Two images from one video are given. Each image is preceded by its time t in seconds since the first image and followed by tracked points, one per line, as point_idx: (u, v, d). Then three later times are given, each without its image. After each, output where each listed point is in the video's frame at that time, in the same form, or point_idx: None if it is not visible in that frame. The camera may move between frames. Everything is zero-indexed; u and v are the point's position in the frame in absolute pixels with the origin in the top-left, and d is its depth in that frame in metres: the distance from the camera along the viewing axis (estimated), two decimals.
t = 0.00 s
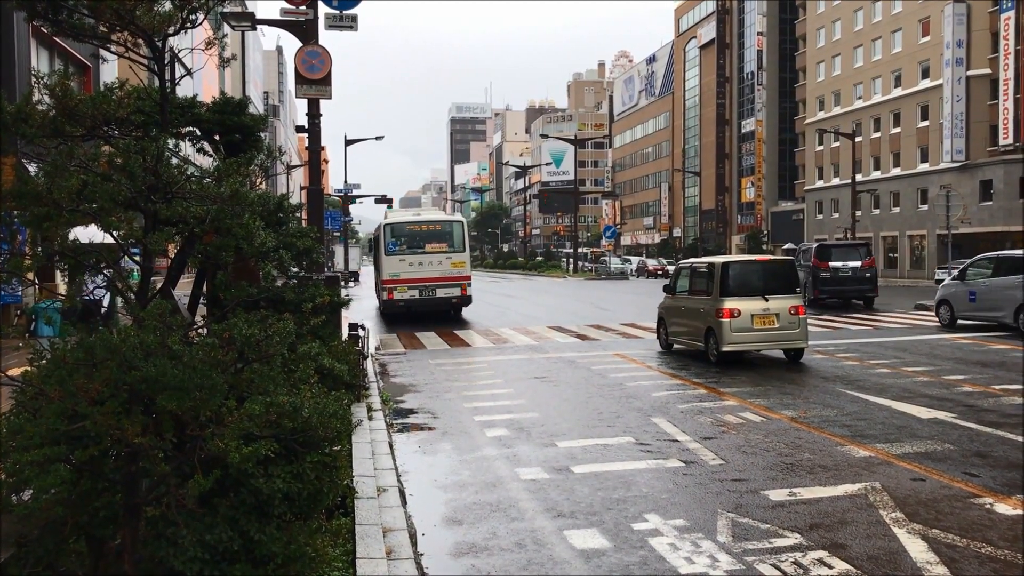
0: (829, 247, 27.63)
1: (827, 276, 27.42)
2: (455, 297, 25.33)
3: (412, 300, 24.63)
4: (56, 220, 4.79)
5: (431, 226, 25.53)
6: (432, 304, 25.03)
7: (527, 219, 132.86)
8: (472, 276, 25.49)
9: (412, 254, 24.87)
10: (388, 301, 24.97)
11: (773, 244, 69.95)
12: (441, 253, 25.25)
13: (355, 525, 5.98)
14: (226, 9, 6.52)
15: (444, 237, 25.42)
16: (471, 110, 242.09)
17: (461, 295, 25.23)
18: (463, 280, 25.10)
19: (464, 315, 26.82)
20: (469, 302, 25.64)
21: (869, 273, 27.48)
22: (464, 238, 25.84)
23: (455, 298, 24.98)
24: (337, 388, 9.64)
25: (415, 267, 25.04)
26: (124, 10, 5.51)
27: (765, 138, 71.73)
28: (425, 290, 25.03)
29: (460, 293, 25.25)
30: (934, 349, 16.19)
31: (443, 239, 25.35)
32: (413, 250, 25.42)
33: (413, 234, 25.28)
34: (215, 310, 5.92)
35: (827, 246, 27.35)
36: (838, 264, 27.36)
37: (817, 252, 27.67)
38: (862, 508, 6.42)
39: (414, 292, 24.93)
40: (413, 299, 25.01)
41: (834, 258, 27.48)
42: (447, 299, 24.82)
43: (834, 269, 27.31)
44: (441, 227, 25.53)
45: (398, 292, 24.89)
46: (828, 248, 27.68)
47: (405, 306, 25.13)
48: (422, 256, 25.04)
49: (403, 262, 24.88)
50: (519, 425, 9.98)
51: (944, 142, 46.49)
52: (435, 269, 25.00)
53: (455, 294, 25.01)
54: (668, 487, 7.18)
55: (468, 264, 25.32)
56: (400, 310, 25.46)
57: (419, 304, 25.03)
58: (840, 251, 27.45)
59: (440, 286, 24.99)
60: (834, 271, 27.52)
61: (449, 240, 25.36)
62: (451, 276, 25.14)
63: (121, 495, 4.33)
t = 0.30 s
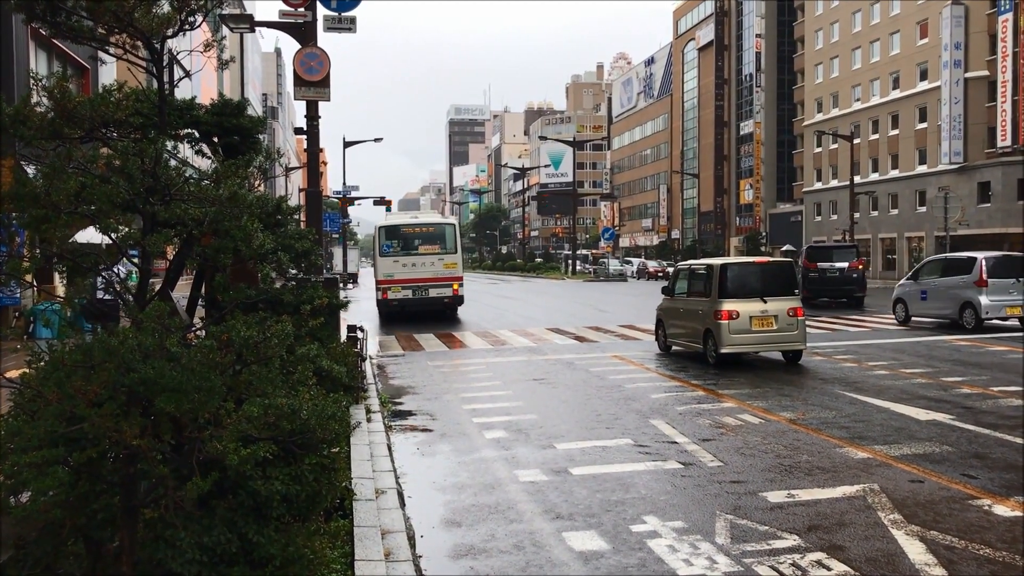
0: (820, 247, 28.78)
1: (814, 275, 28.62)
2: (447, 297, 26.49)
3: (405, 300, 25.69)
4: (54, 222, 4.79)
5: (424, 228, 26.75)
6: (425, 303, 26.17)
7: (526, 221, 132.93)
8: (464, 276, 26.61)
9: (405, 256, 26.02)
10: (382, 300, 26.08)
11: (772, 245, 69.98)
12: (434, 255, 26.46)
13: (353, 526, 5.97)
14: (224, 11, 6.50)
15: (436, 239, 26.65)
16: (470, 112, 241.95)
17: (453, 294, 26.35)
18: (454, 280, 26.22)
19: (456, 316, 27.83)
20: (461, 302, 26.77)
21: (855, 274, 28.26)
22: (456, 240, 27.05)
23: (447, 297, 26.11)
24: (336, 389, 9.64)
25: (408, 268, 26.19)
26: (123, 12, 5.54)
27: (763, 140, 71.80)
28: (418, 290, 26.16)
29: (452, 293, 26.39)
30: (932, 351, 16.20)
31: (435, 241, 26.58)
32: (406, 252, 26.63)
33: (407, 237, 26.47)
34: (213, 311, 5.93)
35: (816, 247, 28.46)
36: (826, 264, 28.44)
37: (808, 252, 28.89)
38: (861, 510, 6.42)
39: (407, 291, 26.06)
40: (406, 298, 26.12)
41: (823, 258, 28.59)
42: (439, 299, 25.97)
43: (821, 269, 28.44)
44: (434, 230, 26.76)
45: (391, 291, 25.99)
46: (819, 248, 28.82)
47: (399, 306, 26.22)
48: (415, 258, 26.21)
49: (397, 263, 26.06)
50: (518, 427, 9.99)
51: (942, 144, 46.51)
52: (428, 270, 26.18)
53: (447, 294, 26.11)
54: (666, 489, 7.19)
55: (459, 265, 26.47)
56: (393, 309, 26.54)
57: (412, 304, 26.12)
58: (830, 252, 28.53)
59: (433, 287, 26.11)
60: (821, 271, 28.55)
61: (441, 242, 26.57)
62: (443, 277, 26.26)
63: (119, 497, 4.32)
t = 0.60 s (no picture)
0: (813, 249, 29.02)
1: (808, 276, 28.89)
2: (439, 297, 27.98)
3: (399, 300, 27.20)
4: (52, 225, 4.80)
5: (417, 231, 28.26)
6: (418, 303, 27.65)
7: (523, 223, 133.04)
8: (455, 278, 28.07)
9: (399, 257, 27.54)
10: (377, 300, 27.61)
11: (770, 247, 70.02)
12: (426, 256, 27.98)
13: (351, 529, 5.96)
14: (222, 14, 6.49)
15: (429, 241, 28.15)
16: (468, 114, 241.98)
17: (445, 294, 27.85)
18: (446, 281, 27.71)
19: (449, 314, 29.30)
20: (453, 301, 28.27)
21: (849, 275, 28.30)
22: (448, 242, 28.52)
23: (439, 297, 27.61)
24: (334, 391, 9.63)
25: (401, 269, 27.74)
26: (121, 13, 5.55)
27: (761, 141, 71.89)
28: (411, 290, 27.66)
29: (444, 293, 27.89)
30: (930, 353, 16.24)
31: (428, 243, 28.08)
32: (400, 253, 28.17)
33: (401, 239, 28.05)
34: (211, 314, 5.94)
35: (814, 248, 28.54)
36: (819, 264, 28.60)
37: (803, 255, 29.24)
38: (858, 511, 6.43)
39: (401, 292, 27.58)
40: (400, 297, 27.68)
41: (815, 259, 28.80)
42: (431, 299, 27.44)
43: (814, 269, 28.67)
44: (427, 232, 28.27)
45: (386, 291, 27.55)
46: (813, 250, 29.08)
47: (393, 305, 27.74)
48: (408, 260, 27.74)
49: (391, 265, 27.58)
50: (516, 429, 9.98)
51: (939, 146, 46.58)
52: (420, 272, 27.71)
53: (439, 293, 27.60)
54: (664, 490, 7.19)
55: (450, 267, 27.94)
56: (388, 308, 28.06)
57: (405, 303, 27.64)
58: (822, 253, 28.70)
59: (425, 287, 27.60)
60: (815, 272, 28.79)
61: (434, 244, 28.08)
62: (435, 277, 27.76)
63: (116, 499, 4.32)
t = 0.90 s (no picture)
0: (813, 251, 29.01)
1: (807, 276, 28.89)
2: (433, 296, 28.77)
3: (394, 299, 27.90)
4: (51, 227, 4.81)
5: (412, 232, 28.72)
6: (412, 303, 28.43)
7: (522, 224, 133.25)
8: (449, 277, 28.81)
9: (394, 259, 28.22)
10: (373, 299, 28.39)
11: (768, 248, 70.10)
12: (421, 257, 28.60)
13: (350, 530, 5.97)
14: (221, 15, 6.50)
15: (423, 242, 28.69)
16: (466, 115, 241.90)
17: (439, 294, 28.64)
18: (440, 282, 28.46)
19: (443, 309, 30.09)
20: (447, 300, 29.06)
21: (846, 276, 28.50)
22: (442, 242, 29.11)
23: (434, 297, 28.43)
24: (333, 393, 9.64)
25: (397, 269, 28.47)
26: (120, 14, 5.55)
27: (759, 142, 71.95)
28: (406, 290, 28.41)
29: (438, 292, 28.67)
30: (928, 354, 16.29)
31: (422, 244, 28.64)
32: (395, 253, 28.76)
33: (396, 241, 28.58)
34: (210, 316, 5.95)
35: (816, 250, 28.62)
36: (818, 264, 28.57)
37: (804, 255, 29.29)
38: (856, 512, 6.44)
39: (396, 292, 28.32)
40: (395, 297, 28.39)
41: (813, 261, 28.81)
42: (426, 299, 28.26)
43: (813, 270, 28.66)
44: (421, 233, 28.74)
45: (382, 291, 28.31)
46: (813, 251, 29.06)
47: (388, 304, 28.53)
48: (404, 260, 28.42)
49: (387, 266, 28.24)
50: (514, 430, 9.98)
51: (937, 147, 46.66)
52: (416, 273, 28.42)
53: (433, 294, 28.43)
54: (663, 492, 7.20)
55: (445, 268, 28.65)
56: (383, 306, 28.87)
57: (401, 302, 28.45)
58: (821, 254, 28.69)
59: (420, 287, 28.38)
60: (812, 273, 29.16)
61: (428, 246, 28.69)
62: (430, 277, 28.52)
63: (115, 500, 4.32)
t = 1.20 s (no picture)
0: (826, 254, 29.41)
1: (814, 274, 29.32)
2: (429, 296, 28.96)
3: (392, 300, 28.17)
4: (50, 228, 4.80)
5: (408, 232, 28.88)
6: (408, 302, 28.65)
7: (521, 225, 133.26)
8: (445, 277, 28.93)
9: (390, 259, 28.48)
10: (371, 298, 28.72)
11: (766, 249, 70.15)
12: (416, 257, 28.77)
13: (349, 531, 5.96)
14: (220, 16, 6.51)
15: (419, 243, 28.82)
16: (464, 116, 241.93)
17: (434, 293, 28.78)
18: (435, 282, 28.58)
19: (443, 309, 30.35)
20: (443, 300, 29.25)
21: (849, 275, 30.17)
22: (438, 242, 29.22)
23: (429, 296, 28.59)
24: (332, 394, 9.64)
25: (393, 270, 28.70)
26: (119, 15, 5.54)
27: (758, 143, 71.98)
28: (402, 290, 28.66)
29: (433, 292, 28.83)
30: (927, 355, 16.31)
31: (417, 245, 28.76)
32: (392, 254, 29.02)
33: (393, 241, 28.82)
34: (209, 316, 5.96)
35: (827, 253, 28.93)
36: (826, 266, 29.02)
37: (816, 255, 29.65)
38: (855, 513, 6.43)
39: (392, 291, 28.60)
40: (392, 297, 28.73)
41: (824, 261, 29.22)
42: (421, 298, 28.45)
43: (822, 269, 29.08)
44: (417, 234, 28.86)
45: (379, 290, 28.63)
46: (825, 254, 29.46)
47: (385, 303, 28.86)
48: (399, 260, 28.64)
49: (383, 266, 28.55)
50: (513, 431, 9.98)
51: (936, 148, 46.68)
52: (410, 273, 28.59)
53: (428, 293, 28.56)
54: (662, 493, 7.20)
55: (440, 268, 28.74)
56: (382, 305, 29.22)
57: (397, 302, 28.72)
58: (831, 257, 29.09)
59: (415, 287, 28.57)
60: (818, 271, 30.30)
61: (424, 246, 28.82)
62: (425, 277, 28.66)
63: (114, 502, 4.31)
